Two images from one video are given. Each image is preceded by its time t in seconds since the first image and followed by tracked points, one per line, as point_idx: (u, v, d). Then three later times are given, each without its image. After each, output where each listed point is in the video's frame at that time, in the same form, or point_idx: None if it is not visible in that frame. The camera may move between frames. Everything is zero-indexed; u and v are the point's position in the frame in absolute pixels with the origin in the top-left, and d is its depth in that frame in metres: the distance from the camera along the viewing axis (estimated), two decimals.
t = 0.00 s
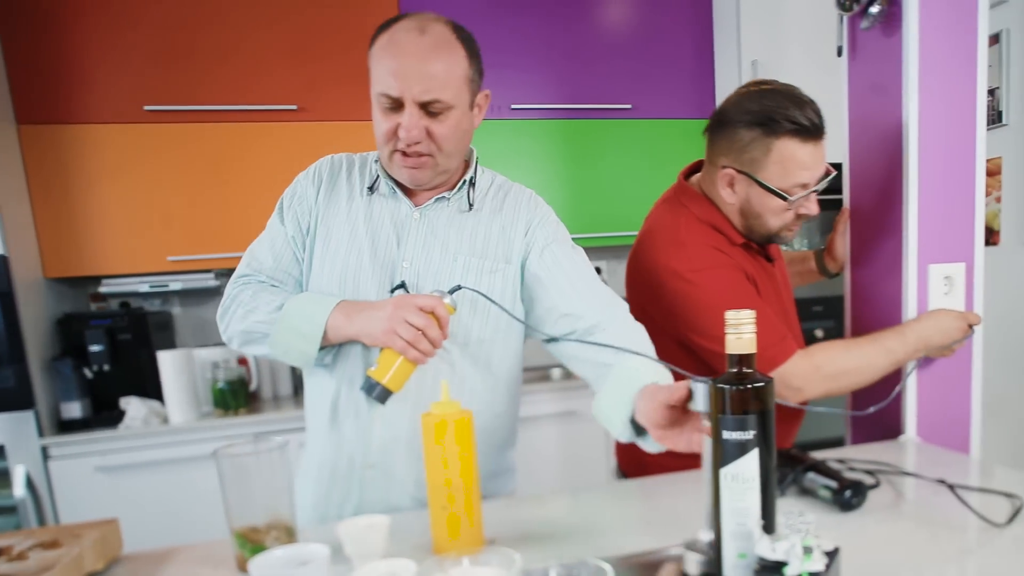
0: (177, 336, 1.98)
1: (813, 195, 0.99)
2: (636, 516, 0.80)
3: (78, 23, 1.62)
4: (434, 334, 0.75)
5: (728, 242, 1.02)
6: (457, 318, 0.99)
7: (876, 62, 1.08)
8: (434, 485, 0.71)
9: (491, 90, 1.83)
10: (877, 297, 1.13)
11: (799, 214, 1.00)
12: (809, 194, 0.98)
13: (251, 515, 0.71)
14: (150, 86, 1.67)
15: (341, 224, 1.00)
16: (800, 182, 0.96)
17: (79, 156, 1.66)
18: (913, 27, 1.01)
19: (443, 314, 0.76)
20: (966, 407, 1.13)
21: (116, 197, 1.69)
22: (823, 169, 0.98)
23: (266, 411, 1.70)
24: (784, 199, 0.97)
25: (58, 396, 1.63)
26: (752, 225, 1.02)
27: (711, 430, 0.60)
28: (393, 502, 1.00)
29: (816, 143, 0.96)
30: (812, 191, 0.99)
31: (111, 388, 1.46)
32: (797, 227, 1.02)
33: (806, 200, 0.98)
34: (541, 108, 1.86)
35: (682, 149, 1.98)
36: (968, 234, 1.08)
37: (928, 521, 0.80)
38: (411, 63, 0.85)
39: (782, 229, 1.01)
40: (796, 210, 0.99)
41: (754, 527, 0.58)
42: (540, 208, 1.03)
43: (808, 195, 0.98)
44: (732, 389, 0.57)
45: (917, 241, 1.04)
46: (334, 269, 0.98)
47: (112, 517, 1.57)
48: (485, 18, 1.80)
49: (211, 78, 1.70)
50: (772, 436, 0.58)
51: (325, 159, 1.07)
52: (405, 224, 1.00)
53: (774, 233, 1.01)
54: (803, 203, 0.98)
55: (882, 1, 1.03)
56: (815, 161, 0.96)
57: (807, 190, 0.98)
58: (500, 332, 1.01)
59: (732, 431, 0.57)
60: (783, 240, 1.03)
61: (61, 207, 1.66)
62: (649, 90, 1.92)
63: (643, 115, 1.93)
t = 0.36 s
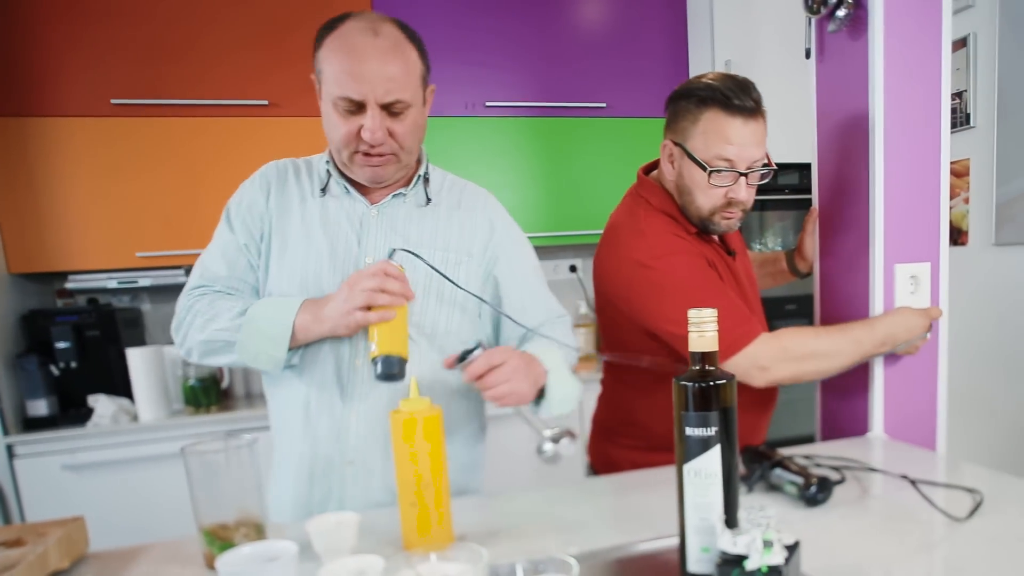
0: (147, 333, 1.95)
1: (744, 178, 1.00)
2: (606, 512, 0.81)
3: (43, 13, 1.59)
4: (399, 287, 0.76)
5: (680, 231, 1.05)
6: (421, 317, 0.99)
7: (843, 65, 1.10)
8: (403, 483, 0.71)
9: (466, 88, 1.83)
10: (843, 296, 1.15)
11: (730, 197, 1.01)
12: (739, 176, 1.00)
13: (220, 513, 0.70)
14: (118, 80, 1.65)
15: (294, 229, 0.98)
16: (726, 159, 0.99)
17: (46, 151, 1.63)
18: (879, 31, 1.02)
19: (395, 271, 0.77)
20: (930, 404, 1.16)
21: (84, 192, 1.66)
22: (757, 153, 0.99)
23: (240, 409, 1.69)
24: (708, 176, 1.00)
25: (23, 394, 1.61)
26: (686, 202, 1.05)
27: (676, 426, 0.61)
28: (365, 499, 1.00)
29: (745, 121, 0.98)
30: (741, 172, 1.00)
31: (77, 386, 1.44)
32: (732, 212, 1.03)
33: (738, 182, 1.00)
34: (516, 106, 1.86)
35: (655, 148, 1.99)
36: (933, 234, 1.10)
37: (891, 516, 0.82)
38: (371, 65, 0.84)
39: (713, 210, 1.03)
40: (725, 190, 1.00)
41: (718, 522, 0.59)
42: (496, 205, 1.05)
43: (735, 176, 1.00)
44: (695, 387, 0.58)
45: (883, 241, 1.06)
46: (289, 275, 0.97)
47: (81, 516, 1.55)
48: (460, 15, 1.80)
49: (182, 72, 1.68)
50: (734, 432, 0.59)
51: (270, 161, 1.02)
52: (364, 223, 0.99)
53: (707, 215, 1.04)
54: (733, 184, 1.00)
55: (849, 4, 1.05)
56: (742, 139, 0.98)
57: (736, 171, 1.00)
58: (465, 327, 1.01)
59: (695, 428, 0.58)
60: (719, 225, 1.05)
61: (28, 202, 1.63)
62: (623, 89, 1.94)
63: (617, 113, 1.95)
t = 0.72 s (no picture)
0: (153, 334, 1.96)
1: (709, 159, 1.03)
2: (610, 511, 0.81)
3: (46, 16, 1.60)
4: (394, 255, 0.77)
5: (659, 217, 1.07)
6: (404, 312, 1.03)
7: (845, 65, 1.10)
8: (410, 483, 0.71)
9: (469, 89, 1.83)
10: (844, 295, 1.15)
11: (695, 176, 1.03)
12: (702, 156, 1.02)
13: (228, 513, 0.71)
14: (122, 82, 1.66)
15: (261, 238, 0.99)
16: (688, 139, 1.02)
17: (50, 153, 1.64)
18: (880, 30, 1.02)
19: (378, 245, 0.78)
20: (933, 402, 1.16)
21: (88, 195, 1.67)
22: (721, 134, 1.01)
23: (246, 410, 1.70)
24: (672, 156, 1.03)
25: (31, 395, 1.62)
26: (659, 186, 1.08)
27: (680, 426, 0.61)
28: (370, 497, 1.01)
29: (708, 104, 1.01)
30: (704, 153, 1.02)
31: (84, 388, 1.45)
32: (701, 194, 1.05)
33: (703, 162, 1.02)
34: (519, 107, 1.87)
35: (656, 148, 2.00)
36: (936, 233, 1.10)
37: (895, 515, 0.82)
38: (375, 84, 0.91)
39: (680, 191, 1.05)
40: (690, 170, 1.03)
41: (722, 520, 0.59)
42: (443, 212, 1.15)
43: (699, 156, 1.02)
44: (698, 386, 0.59)
45: (885, 241, 1.07)
46: (264, 283, 0.98)
47: (91, 516, 1.57)
48: (462, 16, 1.80)
49: (185, 74, 1.69)
50: (738, 431, 0.60)
51: (211, 173, 0.99)
52: (334, 231, 1.03)
53: (676, 196, 1.06)
54: (698, 164, 1.02)
55: (850, 4, 1.05)
56: (704, 120, 1.00)
57: (700, 151, 1.02)
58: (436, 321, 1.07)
59: (699, 427, 0.59)
60: (690, 208, 1.06)
61: (33, 205, 1.65)
62: (625, 89, 1.94)
63: (619, 113, 1.95)
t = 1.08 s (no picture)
0: (172, 342, 1.99)
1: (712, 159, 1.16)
2: (627, 518, 0.82)
3: (68, 30, 1.63)
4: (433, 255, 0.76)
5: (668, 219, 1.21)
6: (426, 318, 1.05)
7: (859, 70, 1.10)
8: (427, 490, 0.72)
9: (483, 97, 1.85)
10: (860, 301, 1.15)
11: (700, 175, 1.17)
12: (705, 156, 1.15)
13: (248, 520, 0.72)
14: (143, 95, 1.69)
15: (293, 244, 1.01)
16: (692, 143, 1.15)
17: (72, 164, 1.67)
18: (896, 35, 1.03)
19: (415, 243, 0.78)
20: (951, 409, 1.15)
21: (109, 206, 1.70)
22: (724, 137, 1.13)
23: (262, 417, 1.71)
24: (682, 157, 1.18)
25: (53, 403, 1.65)
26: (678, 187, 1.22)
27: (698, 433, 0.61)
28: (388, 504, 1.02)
29: (713, 112, 1.13)
30: (707, 154, 1.15)
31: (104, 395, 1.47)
32: (707, 191, 1.18)
33: (705, 162, 1.15)
34: (533, 115, 1.88)
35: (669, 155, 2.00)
36: (952, 237, 1.10)
37: (914, 523, 0.81)
38: (402, 94, 0.97)
39: (690, 190, 1.19)
40: (696, 170, 1.17)
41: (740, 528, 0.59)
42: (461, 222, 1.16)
43: (703, 157, 1.15)
44: (716, 394, 0.59)
45: (902, 246, 1.06)
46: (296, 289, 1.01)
47: (110, 523, 1.58)
48: (477, 25, 1.82)
49: (204, 85, 1.71)
50: (755, 438, 0.60)
51: (240, 181, 1.01)
52: (360, 240, 1.05)
53: (687, 193, 1.19)
54: (701, 164, 1.15)
55: (864, 10, 1.05)
56: (705, 125, 1.13)
57: (703, 152, 1.15)
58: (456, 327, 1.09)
59: (716, 434, 0.59)
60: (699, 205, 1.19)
61: (56, 215, 1.68)
62: (639, 96, 1.94)
63: (633, 121, 1.96)
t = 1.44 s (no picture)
0: (173, 345, 1.99)
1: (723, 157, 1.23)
2: (631, 521, 0.81)
3: (68, 32, 1.63)
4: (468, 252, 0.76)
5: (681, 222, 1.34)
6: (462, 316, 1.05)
7: (862, 72, 1.10)
8: (430, 493, 0.71)
9: (484, 100, 1.84)
10: (862, 303, 1.14)
11: (713, 172, 1.25)
12: (716, 155, 1.23)
13: (249, 524, 0.71)
14: (145, 98, 1.68)
15: (340, 237, 1.01)
16: (705, 143, 1.24)
17: (75, 167, 1.67)
18: (899, 38, 1.02)
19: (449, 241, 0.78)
20: (955, 411, 1.15)
21: (112, 208, 1.70)
22: (735, 136, 1.21)
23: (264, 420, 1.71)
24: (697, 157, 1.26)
25: (54, 405, 1.65)
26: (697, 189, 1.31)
27: (703, 437, 0.61)
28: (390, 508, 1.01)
29: (724, 115, 1.23)
30: (719, 153, 1.23)
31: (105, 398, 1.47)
32: (720, 187, 1.25)
33: (717, 160, 1.24)
34: (534, 117, 1.88)
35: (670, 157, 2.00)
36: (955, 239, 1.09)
37: (921, 526, 0.81)
38: (437, 86, 0.98)
39: (704, 186, 1.27)
40: (709, 168, 1.25)
41: (745, 532, 0.59)
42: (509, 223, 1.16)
43: (715, 156, 1.24)
44: (721, 397, 0.58)
45: (905, 248, 1.06)
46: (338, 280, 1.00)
47: (111, 527, 1.58)
48: (478, 29, 1.82)
49: (207, 88, 1.71)
50: (760, 442, 0.59)
51: (293, 178, 1.02)
52: (405, 236, 1.04)
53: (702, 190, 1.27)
54: (713, 163, 1.24)
55: (866, 12, 1.05)
56: (717, 127, 1.22)
57: (714, 152, 1.23)
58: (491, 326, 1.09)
59: (721, 438, 0.58)
60: (713, 201, 1.27)
61: (59, 218, 1.68)
62: (640, 99, 1.95)
63: (634, 124, 1.96)
